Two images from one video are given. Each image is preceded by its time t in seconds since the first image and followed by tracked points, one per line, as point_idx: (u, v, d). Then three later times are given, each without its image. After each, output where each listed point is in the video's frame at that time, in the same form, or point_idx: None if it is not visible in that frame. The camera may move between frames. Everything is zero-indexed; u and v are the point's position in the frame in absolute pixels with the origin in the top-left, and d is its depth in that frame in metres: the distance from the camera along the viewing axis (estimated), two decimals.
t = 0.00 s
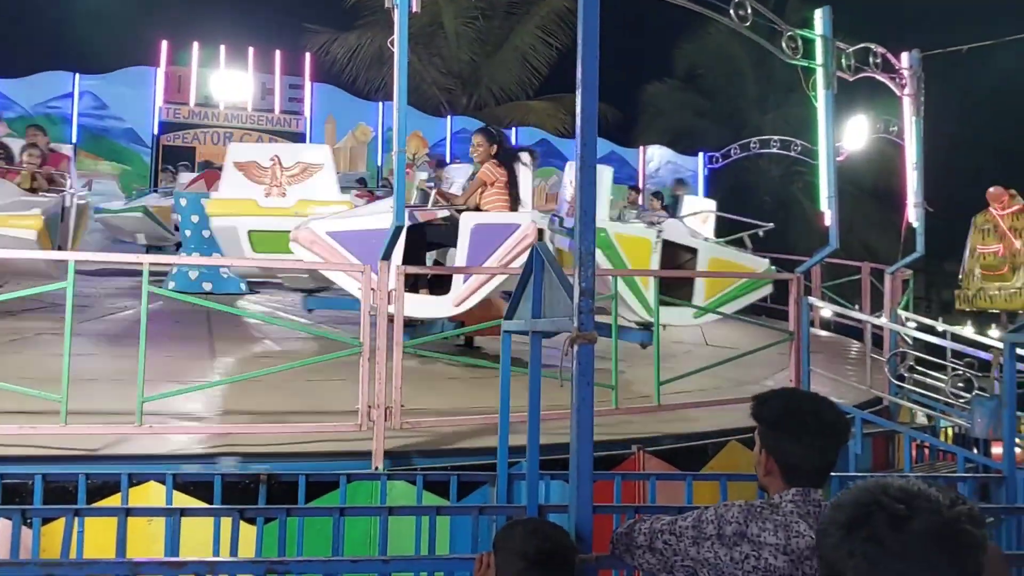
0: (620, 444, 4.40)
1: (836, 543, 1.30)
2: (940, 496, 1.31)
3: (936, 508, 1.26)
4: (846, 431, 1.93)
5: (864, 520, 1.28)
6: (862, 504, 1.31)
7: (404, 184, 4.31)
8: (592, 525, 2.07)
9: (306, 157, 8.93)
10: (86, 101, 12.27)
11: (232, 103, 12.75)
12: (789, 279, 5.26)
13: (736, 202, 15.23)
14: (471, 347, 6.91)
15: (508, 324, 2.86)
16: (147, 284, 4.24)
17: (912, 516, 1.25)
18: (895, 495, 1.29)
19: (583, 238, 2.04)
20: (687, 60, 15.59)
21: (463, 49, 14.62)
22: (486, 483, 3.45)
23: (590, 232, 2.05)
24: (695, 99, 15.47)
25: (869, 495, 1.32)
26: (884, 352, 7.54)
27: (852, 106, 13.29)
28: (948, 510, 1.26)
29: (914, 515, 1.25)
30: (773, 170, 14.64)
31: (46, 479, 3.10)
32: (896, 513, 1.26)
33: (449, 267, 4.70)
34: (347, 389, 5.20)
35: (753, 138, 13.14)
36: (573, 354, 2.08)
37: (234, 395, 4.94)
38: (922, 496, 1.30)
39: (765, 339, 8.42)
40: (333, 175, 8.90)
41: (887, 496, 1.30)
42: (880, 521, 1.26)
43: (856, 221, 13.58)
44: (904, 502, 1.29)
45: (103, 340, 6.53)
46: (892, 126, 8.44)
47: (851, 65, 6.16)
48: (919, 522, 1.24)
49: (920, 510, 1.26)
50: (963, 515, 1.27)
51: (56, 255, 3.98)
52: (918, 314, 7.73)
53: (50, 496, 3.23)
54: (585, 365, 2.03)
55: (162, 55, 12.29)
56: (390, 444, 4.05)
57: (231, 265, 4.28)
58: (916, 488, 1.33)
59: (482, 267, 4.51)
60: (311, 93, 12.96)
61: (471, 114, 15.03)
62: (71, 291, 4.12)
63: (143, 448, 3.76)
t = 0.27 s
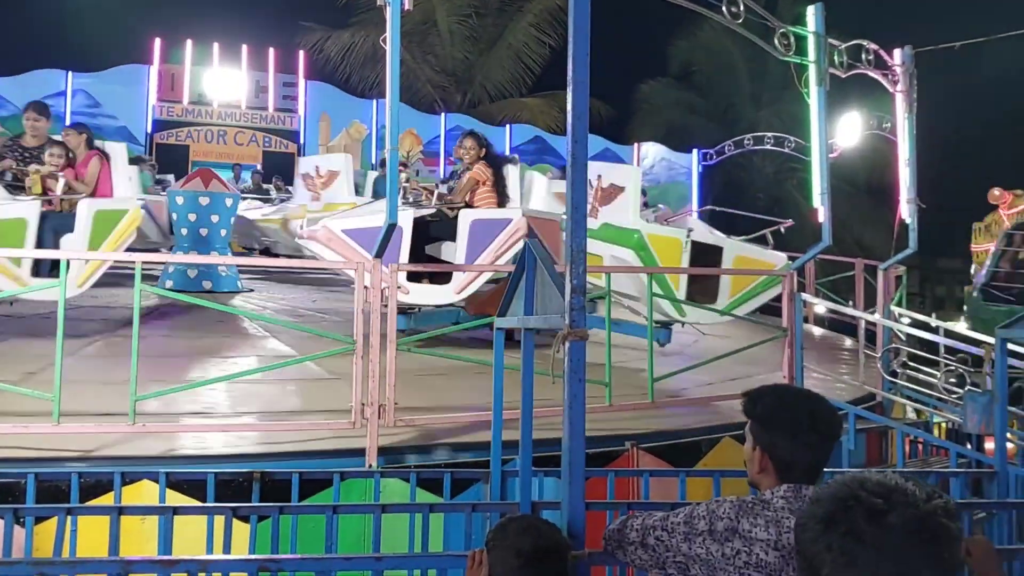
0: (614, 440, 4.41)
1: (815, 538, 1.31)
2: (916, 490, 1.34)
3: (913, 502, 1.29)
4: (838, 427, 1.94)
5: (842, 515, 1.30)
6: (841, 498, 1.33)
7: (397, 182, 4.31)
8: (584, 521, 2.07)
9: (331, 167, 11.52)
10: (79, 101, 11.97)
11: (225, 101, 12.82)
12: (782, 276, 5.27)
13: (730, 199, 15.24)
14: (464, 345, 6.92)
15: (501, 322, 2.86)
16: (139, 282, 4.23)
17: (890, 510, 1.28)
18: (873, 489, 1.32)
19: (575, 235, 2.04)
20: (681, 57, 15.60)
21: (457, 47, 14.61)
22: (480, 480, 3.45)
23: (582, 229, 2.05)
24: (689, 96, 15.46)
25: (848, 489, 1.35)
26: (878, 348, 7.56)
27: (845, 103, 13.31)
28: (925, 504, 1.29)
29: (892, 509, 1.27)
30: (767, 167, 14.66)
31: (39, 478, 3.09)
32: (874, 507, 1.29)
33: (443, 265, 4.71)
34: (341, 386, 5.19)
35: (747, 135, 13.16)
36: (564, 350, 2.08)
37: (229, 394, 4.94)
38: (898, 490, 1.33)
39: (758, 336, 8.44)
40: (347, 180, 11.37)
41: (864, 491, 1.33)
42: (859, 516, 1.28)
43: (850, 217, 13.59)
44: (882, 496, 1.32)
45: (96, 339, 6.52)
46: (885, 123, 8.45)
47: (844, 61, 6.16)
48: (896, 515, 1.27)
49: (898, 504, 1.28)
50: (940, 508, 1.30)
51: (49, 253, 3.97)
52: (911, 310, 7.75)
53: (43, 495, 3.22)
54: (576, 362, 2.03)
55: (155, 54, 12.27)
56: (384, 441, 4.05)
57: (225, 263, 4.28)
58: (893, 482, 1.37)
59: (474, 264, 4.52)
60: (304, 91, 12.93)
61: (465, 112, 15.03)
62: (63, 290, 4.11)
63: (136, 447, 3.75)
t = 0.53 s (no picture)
0: (600, 436, 4.42)
1: (785, 528, 1.32)
2: (886, 483, 1.37)
3: (883, 494, 1.31)
4: (818, 424, 1.94)
5: (813, 504, 1.31)
6: (812, 488, 1.35)
7: (381, 179, 4.30)
8: (567, 517, 2.08)
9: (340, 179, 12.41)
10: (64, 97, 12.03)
11: (212, 99, 12.73)
12: (767, 273, 5.30)
13: (717, 196, 15.28)
14: (451, 343, 6.92)
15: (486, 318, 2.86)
16: (123, 281, 4.21)
17: (860, 501, 1.30)
18: (845, 480, 1.34)
19: (557, 231, 2.05)
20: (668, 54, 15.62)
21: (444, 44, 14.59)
22: (466, 477, 3.46)
23: (565, 225, 2.06)
24: (676, 93, 15.48)
25: (820, 480, 1.37)
26: (864, 345, 7.60)
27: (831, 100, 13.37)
28: (894, 496, 1.32)
29: (861, 500, 1.29)
30: (754, 164, 14.70)
31: (22, 478, 3.08)
32: (844, 497, 1.31)
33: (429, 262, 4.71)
34: (328, 384, 5.19)
35: (733, 132, 13.20)
36: (548, 346, 2.08)
37: (215, 392, 4.92)
38: (869, 483, 1.35)
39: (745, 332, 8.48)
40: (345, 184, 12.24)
41: (835, 482, 1.35)
42: (829, 504, 1.30)
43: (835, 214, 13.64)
44: (852, 488, 1.34)
45: (82, 339, 6.48)
46: (871, 120, 8.47)
47: (828, 59, 6.18)
48: (866, 506, 1.28)
49: (868, 495, 1.31)
50: (909, 502, 1.32)
51: (31, 252, 3.94)
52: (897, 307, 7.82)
53: (26, 495, 3.21)
54: (559, 359, 2.04)
55: (141, 51, 12.19)
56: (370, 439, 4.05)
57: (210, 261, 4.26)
58: (864, 476, 1.39)
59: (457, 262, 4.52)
60: (291, 88, 12.88)
61: (452, 110, 15.03)
62: (45, 289, 4.08)
63: (121, 447, 3.73)
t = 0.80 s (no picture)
0: (576, 434, 4.44)
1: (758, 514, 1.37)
2: (868, 476, 1.37)
3: (856, 487, 1.32)
4: (787, 420, 1.96)
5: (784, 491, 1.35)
6: (788, 476, 1.38)
7: (356, 176, 4.29)
8: (539, 514, 2.08)
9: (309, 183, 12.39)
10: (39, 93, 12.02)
11: (190, 95, 12.56)
12: (742, 270, 5.32)
13: (695, 194, 15.35)
14: (429, 342, 6.91)
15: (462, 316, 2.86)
16: (95, 280, 4.17)
17: (830, 492, 1.31)
18: (816, 470, 1.36)
19: (529, 229, 2.05)
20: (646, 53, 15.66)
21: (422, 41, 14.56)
22: (441, 475, 3.46)
23: (537, 222, 2.06)
24: (655, 91, 15.51)
25: (798, 471, 1.39)
26: (839, 342, 7.66)
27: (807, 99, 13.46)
28: (866, 490, 1.32)
29: (829, 491, 1.31)
30: (732, 163, 14.77)
31: None
32: (813, 487, 1.33)
33: (405, 260, 4.70)
34: (304, 383, 5.17)
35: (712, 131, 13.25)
36: (521, 344, 2.08)
37: (189, 392, 4.88)
38: (845, 474, 1.36)
39: (721, 329, 8.53)
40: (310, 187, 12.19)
41: (808, 472, 1.36)
42: (798, 493, 1.33)
43: (812, 212, 13.72)
44: (826, 478, 1.35)
45: (56, 339, 6.42)
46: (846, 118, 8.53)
47: (803, 57, 6.22)
48: (833, 498, 1.30)
49: (839, 487, 1.32)
50: (884, 495, 1.32)
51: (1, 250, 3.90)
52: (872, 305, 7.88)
53: None
54: (532, 356, 2.04)
55: (116, 47, 12.07)
56: (345, 438, 4.04)
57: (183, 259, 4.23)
58: (845, 468, 1.40)
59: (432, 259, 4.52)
60: (269, 85, 12.82)
61: (431, 107, 15.01)
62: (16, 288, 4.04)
63: (93, 447, 3.70)
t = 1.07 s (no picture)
0: (563, 433, 4.45)
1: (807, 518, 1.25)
2: (932, 487, 1.22)
3: (917, 496, 1.17)
4: (771, 418, 1.97)
5: (837, 495, 1.22)
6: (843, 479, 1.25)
7: (343, 175, 4.28)
8: (525, 513, 2.08)
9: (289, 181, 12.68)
10: (24, 92, 11.92)
11: (177, 94, 12.42)
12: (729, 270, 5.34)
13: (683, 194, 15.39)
14: (416, 342, 6.91)
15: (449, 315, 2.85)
16: (81, 279, 4.15)
17: (886, 499, 1.18)
18: (874, 476, 1.22)
19: (516, 227, 2.05)
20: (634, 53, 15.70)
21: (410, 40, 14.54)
22: (428, 475, 3.46)
23: (523, 220, 2.06)
24: (643, 90, 15.53)
25: (858, 475, 1.25)
26: (825, 341, 7.70)
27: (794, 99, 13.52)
28: (925, 502, 1.17)
29: (885, 498, 1.18)
30: (720, 163, 14.82)
31: None
32: (866, 492, 1.20)
33: (392, 259, 4.69)
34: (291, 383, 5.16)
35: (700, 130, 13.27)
36: (507, 342, 2.08)
37: (176, 393, 4.86)
38: (908, 482, 1.21)
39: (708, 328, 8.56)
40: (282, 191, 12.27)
41: (864, 477, 1.23)
42: (850, 497, 1.20)
43: (799, 212, 13.76)
44: (884, 484, 1.21)
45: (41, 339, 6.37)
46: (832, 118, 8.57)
47: (790, 57, 6.24)
48: (887, 507, 1.16)
49: (897, 495, 1.18)
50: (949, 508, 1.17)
51: None
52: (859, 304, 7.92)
53: None
54: (518, 356, 2.04)
55: (103, 45, 12.00)
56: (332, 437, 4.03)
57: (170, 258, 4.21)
58: (911, 476, 1.25)
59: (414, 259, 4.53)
60: (257, 84, 12.79)
61: (419, 106, 15.01)
62: None
63: (79, 448, 3.68)
